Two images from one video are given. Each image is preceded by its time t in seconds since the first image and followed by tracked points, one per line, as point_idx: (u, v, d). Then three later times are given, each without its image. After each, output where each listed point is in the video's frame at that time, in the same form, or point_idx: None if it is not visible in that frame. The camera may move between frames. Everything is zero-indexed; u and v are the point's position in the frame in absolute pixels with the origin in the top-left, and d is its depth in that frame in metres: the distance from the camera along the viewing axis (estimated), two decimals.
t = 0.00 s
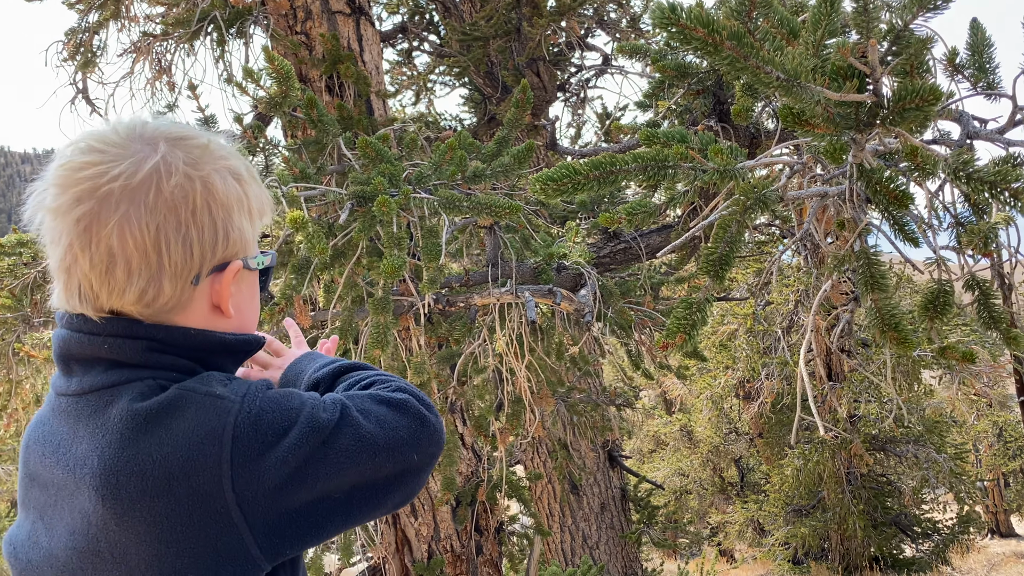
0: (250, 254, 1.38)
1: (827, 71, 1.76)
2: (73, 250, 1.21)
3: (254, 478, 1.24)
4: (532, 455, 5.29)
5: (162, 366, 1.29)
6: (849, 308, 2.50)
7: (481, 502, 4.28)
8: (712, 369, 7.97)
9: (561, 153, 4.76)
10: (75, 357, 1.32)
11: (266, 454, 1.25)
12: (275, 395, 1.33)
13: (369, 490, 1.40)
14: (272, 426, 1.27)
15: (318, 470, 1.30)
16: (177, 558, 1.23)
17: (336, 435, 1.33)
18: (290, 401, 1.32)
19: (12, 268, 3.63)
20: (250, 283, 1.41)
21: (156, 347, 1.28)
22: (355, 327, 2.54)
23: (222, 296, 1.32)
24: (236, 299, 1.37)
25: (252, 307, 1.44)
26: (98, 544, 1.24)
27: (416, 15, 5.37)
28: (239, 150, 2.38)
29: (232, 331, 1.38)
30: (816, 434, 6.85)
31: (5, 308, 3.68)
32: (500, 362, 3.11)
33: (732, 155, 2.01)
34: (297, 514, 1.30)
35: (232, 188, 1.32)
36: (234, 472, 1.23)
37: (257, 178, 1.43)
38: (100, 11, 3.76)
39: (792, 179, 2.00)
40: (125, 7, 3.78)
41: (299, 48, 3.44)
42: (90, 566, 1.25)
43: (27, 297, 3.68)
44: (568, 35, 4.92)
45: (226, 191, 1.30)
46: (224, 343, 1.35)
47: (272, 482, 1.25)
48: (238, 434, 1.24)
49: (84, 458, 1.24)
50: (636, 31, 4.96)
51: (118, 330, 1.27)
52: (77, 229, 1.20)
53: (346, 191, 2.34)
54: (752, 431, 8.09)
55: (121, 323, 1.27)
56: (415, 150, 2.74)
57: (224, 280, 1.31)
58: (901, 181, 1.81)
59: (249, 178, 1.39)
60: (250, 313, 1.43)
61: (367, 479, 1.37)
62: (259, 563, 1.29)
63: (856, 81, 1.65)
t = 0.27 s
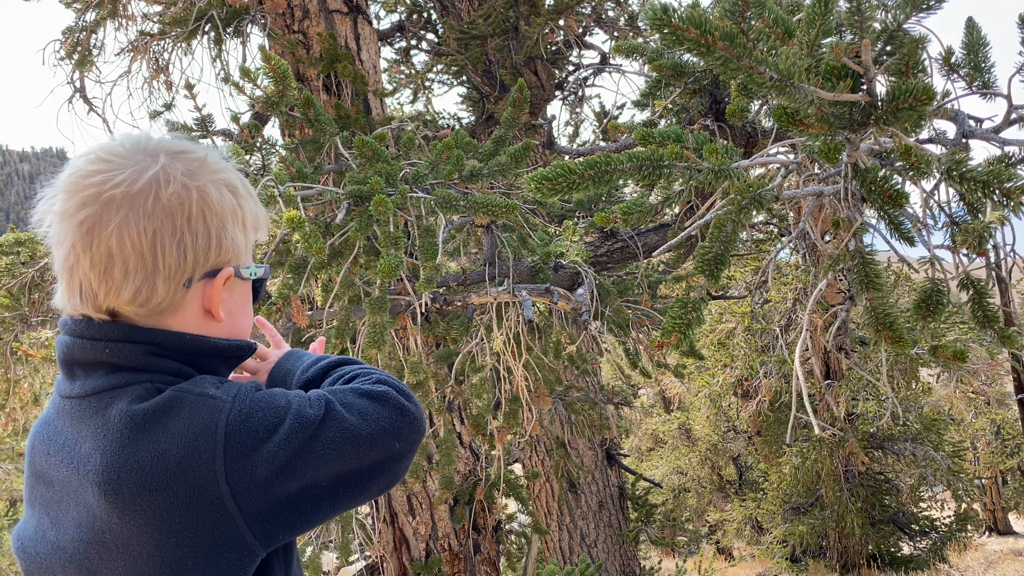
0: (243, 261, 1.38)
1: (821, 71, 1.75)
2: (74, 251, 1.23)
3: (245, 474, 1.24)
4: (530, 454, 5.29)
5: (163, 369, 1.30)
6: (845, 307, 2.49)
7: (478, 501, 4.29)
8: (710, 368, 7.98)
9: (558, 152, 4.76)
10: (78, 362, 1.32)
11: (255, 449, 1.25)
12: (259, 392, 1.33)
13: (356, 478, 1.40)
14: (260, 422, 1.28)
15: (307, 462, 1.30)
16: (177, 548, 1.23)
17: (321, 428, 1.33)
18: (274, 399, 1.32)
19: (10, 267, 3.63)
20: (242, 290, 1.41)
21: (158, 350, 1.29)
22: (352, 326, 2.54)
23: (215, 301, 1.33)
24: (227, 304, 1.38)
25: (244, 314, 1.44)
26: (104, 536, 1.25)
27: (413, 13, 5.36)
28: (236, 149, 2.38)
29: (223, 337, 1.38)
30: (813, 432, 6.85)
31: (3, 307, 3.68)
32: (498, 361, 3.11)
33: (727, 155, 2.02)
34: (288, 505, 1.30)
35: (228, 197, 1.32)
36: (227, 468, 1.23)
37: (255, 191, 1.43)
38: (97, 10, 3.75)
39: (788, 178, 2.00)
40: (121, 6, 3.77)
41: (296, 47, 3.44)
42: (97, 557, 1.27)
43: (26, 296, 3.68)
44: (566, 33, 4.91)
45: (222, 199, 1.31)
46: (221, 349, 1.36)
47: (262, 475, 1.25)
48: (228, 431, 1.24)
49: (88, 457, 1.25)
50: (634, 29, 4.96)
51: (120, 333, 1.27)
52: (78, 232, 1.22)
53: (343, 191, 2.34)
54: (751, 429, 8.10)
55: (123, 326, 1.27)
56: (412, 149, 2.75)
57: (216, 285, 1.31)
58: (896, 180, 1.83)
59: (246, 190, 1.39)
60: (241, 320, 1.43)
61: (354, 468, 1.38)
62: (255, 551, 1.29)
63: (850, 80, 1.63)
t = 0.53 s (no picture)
0: (216, 264, 1.37)
1: (816, 71, 1.77)
2: (50, 262, 1.26)
3: (221, 471, 1.24)
4: (529, 453, 5.30)
5: (143, 370, 1.30)
6: (842, 307, 2.49)
7: (476, 500, 4.30)
8: (709, 367, 7.99)
9: (556, 152, 4.76)
10: (64, 365, 1.33)
11: (230, 447, 1.25)
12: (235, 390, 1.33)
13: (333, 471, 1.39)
14: (235, 420, 1.27)
15: (282, 456, 1.30)
16: (157, 541, 1.23)
17: (296, 422, 1.33)
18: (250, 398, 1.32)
19: (8, 267, 3.63)
20: (220, 293, 1.40)
21: (138, 350, 1.29)
22: (350, 325, 2.54)
23: (186, 305, 1.32)
24: (202, 308, 1.37)
25: (223, 317, 1.43)
26: (89, 532, 1.25)
27: (412, 13, 5.36)
28: (233, 149, 2.38)
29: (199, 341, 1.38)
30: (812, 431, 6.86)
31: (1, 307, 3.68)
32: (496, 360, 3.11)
33: (724, 155, 2.02)
34: (265, 498, 1.30)
35: (194, 202, 1.31)
36: (203, 465, 1.23)
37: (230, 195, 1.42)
38: (95, 10, 3.75)
39: (784, 179, 2.01)
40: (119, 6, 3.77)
41: (294, 46, 3.44)
42: (83, 553, 1.27)
43: (23, 296, 3.68)
44: (565, 33, 4.91)
45: (187, 204, 1.30)
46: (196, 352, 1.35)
47: (237, 469, 1.25)
48: (202, 427, 1.24)
49: (72, 455, 1.25)
50: (632, 29, 4.96)
51: (98, 336, 1.28)
52: (50, 242, 1.25)
53: (341, 191, 2.34)
54: (750, 428, 8.10)
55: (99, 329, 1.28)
56: (410, 149, 2.75)
57: (184, 288, 1.30)
58: (891, 181, 1.84)
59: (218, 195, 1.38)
60: (219, 322, 1.42)
61: (331, 460, 1.37)
62: (234, 543, 1.29)
63: (845, 81, 1.67)
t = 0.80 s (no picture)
0: (140, 267, 1.46)
1: (814, 73, 1.78)
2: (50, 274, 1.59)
3: (169, 500, 1.31)
4: (528, 453, 5.30)
5: (120, 381, 1.43)
6: (841, 307, 2.49)
7: (476, 501, 4.30)
8: (709, 367, 7.98)
9: (556, 152, 4.76)
10: (57, 369, 1.48)
11: (183, 479, 1.32)
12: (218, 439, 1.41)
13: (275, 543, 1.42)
14: (199, 459, 1.35)
15: (232, 509, 1.36)
16: (96, 544, 1.30)
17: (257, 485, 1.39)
18: (221, 450, 1.39)
19: (7, 267, 3.64)
20: (156, 294, 1.47)
21: (115, 363, 1.43)
22: (350, 326, 2.55)
23: (104, 307, 1.44)
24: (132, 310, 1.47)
25: (166, 318, 1.49)
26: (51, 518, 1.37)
27: (412, 13, 5.36)
28: (232, 150, 2.39)
29: (135, 341, 1.47)
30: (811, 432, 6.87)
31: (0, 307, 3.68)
32: (495, 361, 3.11)
33: (722, 156, 2.02)
34: (203, 540, 1.35)
35: (102, 206, 1.44)
36: (151, 492, 1.30)
37: (156, 196, 1.50)
38: (95, 11, 3.76)
39: (783, 180, 2.01)
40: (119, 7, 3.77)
41: (294, 48, 3.44)
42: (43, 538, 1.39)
43: (23, 297, 3.69)
44: (564, 34, 4.91)
45: (88, 210, 1.44)
46: (139, 355, 1.45)
47: (186, 505, 1.32)
48: (164, 457, 1.32)
49: (57, 447, 1.40)
50: (632, 30, 4.96)
51: (76, 346, 1.44)
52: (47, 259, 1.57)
53: (340, 192, 2.35)
54: (749, 428, 8.10)
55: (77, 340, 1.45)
56: (410, 150, 2.75)
57: (104, 289, 1.43)
58: (889, 182, 1.85)
59: (138, 197, 1.48)
60: (160, 323, 1.49)
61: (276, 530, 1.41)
62: None
63: (842, 82, 1.68)
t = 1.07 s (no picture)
0: (100, 269, 1.49)
1: (814, 74, 1.78)
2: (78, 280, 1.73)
3: (98, 507, 1.30)
4: (528, 454, 5.30)
5: (107, 381, 1.49)
6: (840, 307, 2.50)
7: (476, 502, 4.30)
8: (709, 369, 7.98)
9: (556, 154, 4.77)
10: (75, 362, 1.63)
11: (111, 497, 1.30)
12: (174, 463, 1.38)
13: None
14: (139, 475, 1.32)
15: (152, 540, 1.30)
16: (47, 534, 1.36)
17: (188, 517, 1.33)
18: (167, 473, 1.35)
19: (8, 268, 3.64)
20: (120, 294, 1.49)
21: (102, 364, 1.49)
22: (350, 327, 2.55)
23: (80, 309, 1.51)
24: (104, 312, 1.51)
25: (131, 317, 1.50)
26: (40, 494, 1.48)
27: (412, 15, 5.37)
28: (233, 151, 2.39)
29: (108, 341, 1.52)
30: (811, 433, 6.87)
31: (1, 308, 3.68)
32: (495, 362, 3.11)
33: (722, 158, 2.02)
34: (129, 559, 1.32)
35: (69, 214, 1.51)
36: (83, 496, 1.31)
37: (108, 195, 1.51)
38: (95, 12, 3.76)
39: (783, 181, 2.01)
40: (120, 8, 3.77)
41: (294, 49, 3.44)
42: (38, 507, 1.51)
43: (24, 298, 3.69)
44: (564, 35, 4.91)
45: (63, 218, 1.53)
46: (116, 355, 1.49)
47: (112, 522, 1.30)
48: (101, 468, 1.32)
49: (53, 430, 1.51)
50: (632, 31, 4.96)
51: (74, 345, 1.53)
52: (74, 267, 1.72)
53: (341, 193, 2.35)
54: (749, 430, 8.10)
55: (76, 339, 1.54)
56: (410, 151, 2.74)
57: (74, 294, 1.50)
58: (889, 183, 1.85)
59: (93, 200, 1.51)
60: (126, 323, 1.50)
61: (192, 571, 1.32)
62: None
63: (842, 84, 1.69)
